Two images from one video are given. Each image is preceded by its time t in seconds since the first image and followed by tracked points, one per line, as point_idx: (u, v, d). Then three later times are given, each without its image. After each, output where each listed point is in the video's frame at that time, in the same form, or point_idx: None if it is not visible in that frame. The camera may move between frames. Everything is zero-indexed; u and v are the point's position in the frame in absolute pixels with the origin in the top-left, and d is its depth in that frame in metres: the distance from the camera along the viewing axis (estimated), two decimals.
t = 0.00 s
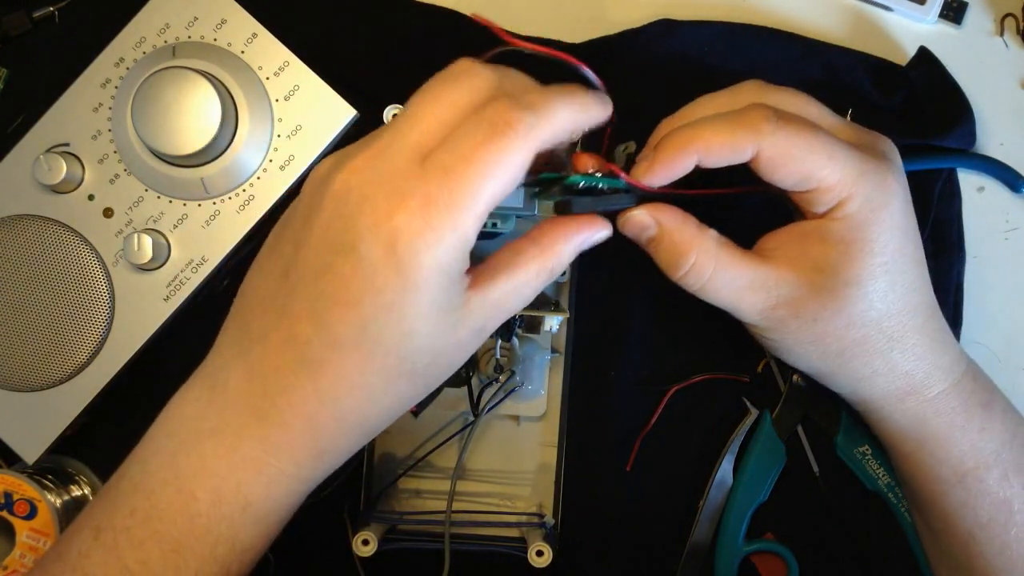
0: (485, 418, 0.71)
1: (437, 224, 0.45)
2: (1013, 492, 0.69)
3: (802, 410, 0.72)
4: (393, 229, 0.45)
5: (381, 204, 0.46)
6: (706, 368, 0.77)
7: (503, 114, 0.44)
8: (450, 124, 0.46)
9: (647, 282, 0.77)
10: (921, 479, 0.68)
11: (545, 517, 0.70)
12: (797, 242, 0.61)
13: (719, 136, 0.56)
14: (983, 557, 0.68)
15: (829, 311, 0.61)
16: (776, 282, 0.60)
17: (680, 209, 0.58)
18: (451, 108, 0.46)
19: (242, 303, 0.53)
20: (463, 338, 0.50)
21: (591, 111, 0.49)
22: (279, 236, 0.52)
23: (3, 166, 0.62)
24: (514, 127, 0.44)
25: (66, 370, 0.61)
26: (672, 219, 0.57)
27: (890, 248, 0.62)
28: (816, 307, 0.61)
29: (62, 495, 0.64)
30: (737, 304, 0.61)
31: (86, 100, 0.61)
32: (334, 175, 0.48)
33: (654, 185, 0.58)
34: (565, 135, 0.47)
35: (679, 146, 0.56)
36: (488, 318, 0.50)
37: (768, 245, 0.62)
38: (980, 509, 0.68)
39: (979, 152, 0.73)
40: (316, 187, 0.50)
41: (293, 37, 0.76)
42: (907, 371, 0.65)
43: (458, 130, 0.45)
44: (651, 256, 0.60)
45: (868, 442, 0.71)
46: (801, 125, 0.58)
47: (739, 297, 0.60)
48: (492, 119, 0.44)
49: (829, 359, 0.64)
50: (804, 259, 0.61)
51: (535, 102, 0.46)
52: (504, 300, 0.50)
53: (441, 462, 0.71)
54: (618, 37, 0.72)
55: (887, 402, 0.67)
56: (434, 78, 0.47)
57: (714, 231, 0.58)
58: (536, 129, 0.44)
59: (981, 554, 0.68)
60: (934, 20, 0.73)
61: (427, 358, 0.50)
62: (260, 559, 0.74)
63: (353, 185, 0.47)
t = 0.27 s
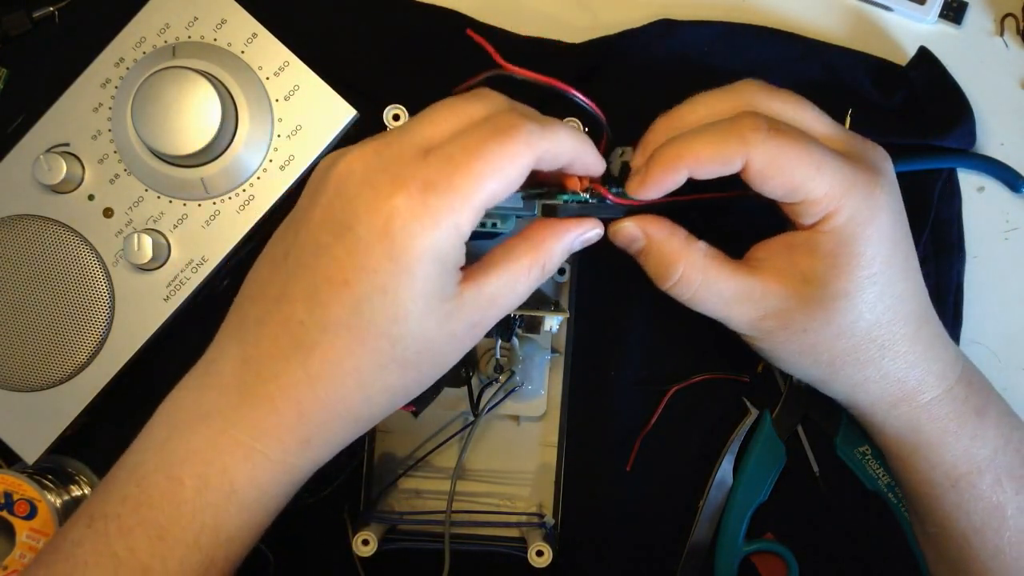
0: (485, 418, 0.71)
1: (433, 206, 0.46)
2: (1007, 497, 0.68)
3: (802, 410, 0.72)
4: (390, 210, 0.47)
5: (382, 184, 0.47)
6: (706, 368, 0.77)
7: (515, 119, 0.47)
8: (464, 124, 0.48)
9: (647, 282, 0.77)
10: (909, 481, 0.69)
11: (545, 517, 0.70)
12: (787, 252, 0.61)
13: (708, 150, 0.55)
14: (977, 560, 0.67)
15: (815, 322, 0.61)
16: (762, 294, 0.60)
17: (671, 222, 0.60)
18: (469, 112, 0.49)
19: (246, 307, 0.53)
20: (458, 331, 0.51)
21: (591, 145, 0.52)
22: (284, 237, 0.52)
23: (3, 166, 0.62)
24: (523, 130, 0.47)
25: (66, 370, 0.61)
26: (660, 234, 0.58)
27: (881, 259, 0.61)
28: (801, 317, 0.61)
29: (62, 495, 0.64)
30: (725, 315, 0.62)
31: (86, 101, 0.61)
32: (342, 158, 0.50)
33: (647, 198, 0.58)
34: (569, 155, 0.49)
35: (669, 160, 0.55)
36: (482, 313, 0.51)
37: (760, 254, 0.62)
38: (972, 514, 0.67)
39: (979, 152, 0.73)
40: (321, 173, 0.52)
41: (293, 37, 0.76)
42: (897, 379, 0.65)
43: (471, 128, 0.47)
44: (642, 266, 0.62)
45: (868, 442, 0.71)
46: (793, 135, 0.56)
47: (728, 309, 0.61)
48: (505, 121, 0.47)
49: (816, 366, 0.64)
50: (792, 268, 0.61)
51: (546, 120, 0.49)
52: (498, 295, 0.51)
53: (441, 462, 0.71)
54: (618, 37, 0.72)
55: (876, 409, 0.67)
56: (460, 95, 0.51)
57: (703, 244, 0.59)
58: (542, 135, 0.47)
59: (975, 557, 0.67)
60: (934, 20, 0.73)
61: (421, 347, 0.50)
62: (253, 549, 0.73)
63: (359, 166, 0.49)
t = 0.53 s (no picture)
0: (485, 418, 0.71)
1: (431, 230, 0.44)
2: (996, 504, 0.66)
3: (801, 409, 0.72)
4: (386, 233, 0.45)
5: (380, 205, 0.45)
6: (707, 368, 0.77)
7: (523, 147, 0.45)
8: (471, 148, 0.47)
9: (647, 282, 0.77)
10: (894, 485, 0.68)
11: (545, 517, 0.70)
12: (775, 259, 0.60)
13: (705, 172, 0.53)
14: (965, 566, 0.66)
15: (799, 333, 0.60)
16: (744, 301, 0.60)
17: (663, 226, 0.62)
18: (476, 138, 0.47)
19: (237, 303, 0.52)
20: (453, 338, 0.51)
21: (603, 173, 0.49)
22: (277, 235, 0.52)
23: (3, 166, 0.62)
24: (529, 160, 0.44)
25: (66, 370, 0.61)
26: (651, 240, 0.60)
27: (872, 277, 0.58)
28: (784, 327, 0.60)
29: (62, 495, 0.64)
30: (708, 318, 0.62)
31: (86, 100, 0.61)
32: (343, 171, 0.48)
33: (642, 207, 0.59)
34: (578, 187, 0.46)
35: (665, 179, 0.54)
36: (476, 319, 0.51)
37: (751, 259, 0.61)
38: (956, 522, 0.66)
39: (979, 152, 0.73)
40: (321, 180, 0.50)
41: (293, 37, 0.76)
42: (883, 392, 0.63)
43: (476, 154, 0.46)
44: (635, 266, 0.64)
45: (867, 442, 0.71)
46: (794, 157, 0.53)
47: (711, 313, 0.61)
48: (511, 150, 0.45)
49: (799, 376, 0.63)
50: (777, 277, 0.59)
51: (556, 147, 0.46)
52: (493, 301, 0.51)
53: (441, 462, 0.71)
54: (618, 37, 0.72)
55: (862, 416, 0.66)
56: (470, 115, 0.49)
57: (690, 247, 0.60)
58: (548, 165, 0.45)
59: (965, 563, 0.66)
60: (935, 20, 0.73)
61: (414, 356, 0.50)
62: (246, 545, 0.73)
63: (362, 182, 0.47)
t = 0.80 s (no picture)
0: (485, 418, 0.71)
1: (438, 232, 0.44)
2: (990, 505, 0.66)
3: (801, 408, 0.72)
4: (390, 236, 0.45)
5: (383, 209, 0.45)
6: (707, 368, 0.77)
7: (522, 140, 0.44)
8: (467, 144, 0.46)
9: (647, 282, 0.77)
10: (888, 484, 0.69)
11: (545, 517, 0.70)
12: (775, 257, 0.60)
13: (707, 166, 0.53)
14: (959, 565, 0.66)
15: (796, 333, 0.60)
16: (741, 297, 0.60)
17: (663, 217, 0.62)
18: (473, 134, 0.46)
19: (240, 303, 0.52)
20: (456, 332, 0.51)
21: (596, 158, 0.48)
22: (277, 233, 0.52)
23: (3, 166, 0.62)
24: (528, 154, 0.44)
25: (66, 370, 0.61)
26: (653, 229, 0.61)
27: (872, 277, 0.58)
28: (781, 325, 0.60)
29: (62, 495, 0.64)
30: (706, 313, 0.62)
31: (86, 101, 0.61)
32: (339, 175, 0.47)
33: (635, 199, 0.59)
34: (576, 173, 0.46)
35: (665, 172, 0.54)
36: (479, 310, 0.51)
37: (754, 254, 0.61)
38: (950, 523, 0.66)
39: (979, 152, 0.73)
40: (320, 187, 0.49)
41: (293, 37, 0.76)
42: (881, 391, 0.63)
43: (475, 149, 0.45)
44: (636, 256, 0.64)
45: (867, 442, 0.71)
46: (794, 155, 0.53)
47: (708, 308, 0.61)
48: (510, 143, 0.44)
49: (797, 374, 0.63)
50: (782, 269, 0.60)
51: (551, 136, 0.46)
52: (493, 293, 0.51)
53: (441, 463, 0.71)
54: (618, 38, 0.72)
55: (859, 418, 0.66)
56: (458, 108, 0.48)
57: (692, 238, 0.61)
58: (547, 156, 0.44)
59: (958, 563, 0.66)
60: (934, 20, 0.73)
61: (419, 352, 0.50)
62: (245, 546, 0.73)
63: (359, 186, 0.46)
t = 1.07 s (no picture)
0: (485, 418, 0.71)
1: (364, 174, 0.46)
2: (1009, 495, 0.66)
3: (803, 408, 0.72)
4: (318, 181, 0.47)
5: (315, 152, 0.47)
6: (707, 368, 0.77)
7: (458, 104, 0.47)
8: (409, 106, 0.49)
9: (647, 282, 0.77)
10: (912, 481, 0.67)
11: (545, 517, 0.69)
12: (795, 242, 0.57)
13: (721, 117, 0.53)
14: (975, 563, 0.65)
15: (829, 314, 0.58)
16: (777, 288, 0.56)
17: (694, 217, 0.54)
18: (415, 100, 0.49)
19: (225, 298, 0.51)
20: (397, 303, 0.51)
21: (541, 136, 0.51)
22: (234, 211, 0.51)
23: (3, 166, 0.62)
24: (460, 113, 0.47)
25: (66, 369, 0.61)
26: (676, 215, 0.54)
27: (894, 252, 0.58)
28: (816, 310, 0.57)
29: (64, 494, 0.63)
30: (740, 314, 0.57)
31: (86, 101, 0.61)
32: (280, 129, 0.50)
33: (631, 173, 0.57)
34: (513, 143, 0.49)
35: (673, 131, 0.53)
36: (422, 287, 0.50)
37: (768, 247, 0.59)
38: (974, 514, 0.66)
39: (979, 152, 0.73)
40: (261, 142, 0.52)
41: (293, 37, 0.76)
42: (907, 372, 0.63)
43: (415, 109, 0.48)
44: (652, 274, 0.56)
45: (869, 442, 0.71)
46: (806, 113, 0.54)
47: (742, 308, 0.56)
48: (447, 105, 0.47)
49: (827, 363, 0.61)
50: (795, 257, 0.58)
51: (492, 108, 0.49)
52: (438, 271, 0.50)
53: (441, 463, 0.71)
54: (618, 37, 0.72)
55: (883, 404, 0.64)
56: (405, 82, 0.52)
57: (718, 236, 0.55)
58: (484, 120, 0.47)
59: (975, 560, 0.65)
60: (934, 20, 0.73)
61: (355, 322, 0.51)
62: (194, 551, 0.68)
63: (297, 138, 0.49)
